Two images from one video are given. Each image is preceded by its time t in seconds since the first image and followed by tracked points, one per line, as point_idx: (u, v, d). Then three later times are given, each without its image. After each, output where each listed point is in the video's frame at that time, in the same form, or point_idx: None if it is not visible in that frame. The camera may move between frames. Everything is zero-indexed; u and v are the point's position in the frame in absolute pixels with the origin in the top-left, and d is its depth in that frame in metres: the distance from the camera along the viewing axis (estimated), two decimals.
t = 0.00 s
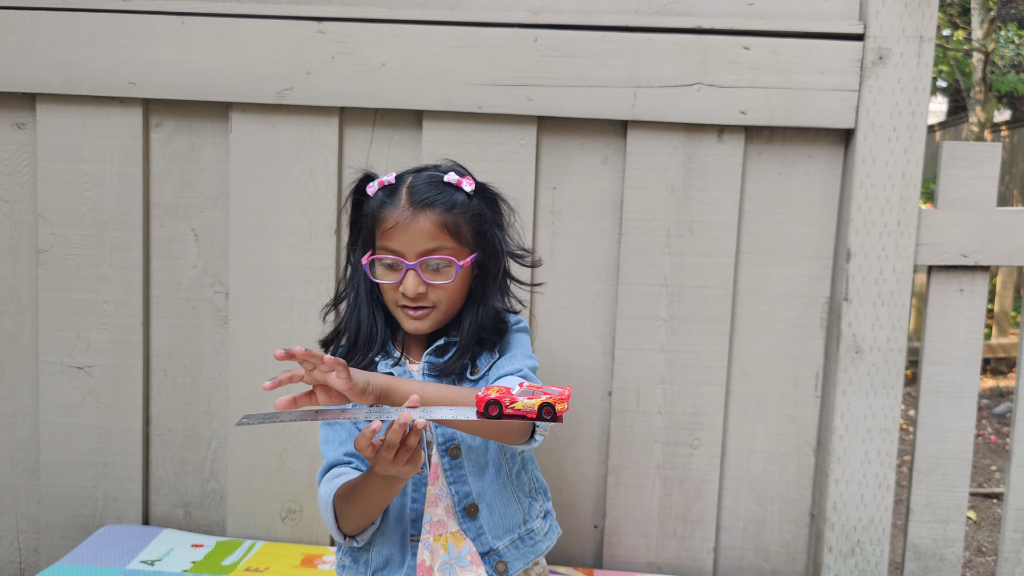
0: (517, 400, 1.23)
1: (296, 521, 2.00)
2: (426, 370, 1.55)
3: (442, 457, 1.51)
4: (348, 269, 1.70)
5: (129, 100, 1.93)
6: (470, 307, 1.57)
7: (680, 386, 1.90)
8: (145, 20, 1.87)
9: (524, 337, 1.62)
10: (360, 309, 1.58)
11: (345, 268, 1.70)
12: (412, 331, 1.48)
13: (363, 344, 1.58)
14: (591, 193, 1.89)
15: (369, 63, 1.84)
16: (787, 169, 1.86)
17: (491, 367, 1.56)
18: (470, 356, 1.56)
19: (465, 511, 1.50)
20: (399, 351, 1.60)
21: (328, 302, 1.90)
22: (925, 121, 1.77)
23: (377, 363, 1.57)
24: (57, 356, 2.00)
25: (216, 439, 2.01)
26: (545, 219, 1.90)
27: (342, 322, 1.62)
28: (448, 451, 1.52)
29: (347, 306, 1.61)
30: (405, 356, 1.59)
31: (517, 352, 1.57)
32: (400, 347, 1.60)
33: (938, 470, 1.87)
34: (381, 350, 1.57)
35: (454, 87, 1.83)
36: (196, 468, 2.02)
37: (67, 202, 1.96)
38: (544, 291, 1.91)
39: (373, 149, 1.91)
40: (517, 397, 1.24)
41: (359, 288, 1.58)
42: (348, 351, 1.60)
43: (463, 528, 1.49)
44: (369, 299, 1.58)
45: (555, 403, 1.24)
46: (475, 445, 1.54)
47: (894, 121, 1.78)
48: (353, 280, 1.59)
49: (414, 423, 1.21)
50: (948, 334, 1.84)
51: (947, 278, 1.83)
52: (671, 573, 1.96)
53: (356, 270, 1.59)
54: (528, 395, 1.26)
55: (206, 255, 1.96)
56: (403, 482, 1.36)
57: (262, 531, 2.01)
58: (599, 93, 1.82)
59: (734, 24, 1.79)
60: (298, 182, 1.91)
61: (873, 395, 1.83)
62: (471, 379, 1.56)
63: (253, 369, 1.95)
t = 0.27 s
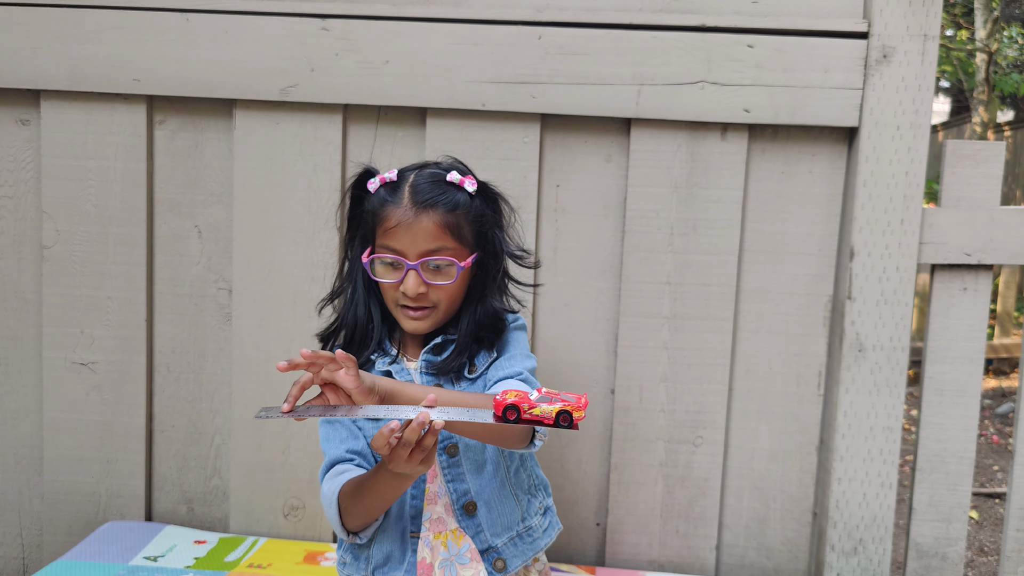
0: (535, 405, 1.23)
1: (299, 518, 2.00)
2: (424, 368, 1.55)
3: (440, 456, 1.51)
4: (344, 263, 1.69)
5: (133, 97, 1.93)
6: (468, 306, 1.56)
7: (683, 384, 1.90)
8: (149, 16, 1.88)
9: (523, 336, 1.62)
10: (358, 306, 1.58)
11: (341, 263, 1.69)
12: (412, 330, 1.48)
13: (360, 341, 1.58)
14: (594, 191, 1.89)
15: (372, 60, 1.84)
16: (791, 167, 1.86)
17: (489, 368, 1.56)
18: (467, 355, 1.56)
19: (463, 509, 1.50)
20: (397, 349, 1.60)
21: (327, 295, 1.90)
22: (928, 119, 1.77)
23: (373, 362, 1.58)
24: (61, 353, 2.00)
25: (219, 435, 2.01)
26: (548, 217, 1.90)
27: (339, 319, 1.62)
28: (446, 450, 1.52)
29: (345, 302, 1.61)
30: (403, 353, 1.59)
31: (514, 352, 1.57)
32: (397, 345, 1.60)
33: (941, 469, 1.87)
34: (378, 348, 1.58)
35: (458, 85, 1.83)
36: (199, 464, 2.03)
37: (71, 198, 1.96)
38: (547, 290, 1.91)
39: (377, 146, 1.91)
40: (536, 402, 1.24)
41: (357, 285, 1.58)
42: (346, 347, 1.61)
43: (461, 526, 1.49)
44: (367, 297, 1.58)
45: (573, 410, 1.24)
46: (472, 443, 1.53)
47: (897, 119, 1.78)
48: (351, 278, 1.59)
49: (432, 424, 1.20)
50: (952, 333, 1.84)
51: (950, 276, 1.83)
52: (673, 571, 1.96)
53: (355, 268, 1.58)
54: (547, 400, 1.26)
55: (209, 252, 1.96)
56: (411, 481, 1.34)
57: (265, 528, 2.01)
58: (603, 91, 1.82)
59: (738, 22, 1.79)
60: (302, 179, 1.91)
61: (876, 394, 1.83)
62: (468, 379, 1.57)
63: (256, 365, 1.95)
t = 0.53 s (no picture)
0: (545, 439, 1.23)
1: (301, 515, 2.00)
2: (426, 364, 1.55)
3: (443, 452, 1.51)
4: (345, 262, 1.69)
5: (136, 95, 1.93)
6: (471, 304, 1.57)
7: (685, 382, 1.90)
8: (152, 14, 1.88)
9: (523, 333, 1.63)
10: (363, 306, 1.57)
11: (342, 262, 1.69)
12: (417, 329, 1.48)
13: (366, 340, 1.59)
14: (596, 189, 1.89)
15: (375, 58, 1.85)
16: (793, 165, 1.86)
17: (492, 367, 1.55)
18: (469, 352, 1.56)
19: (466, 506, 1.50)
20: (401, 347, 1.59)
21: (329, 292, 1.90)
22: (931, 118, 1.77)
23: (377, 359, 1.57)
24: (64, 350, 2.00)
25: (222, 433, 2.01)
26: (551, 215, 1.90)
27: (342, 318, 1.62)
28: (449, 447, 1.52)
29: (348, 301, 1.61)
30: (406, 351, 1.59)
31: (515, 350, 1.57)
32: (400, 343, 1.60)
33: (943, 467, 1.87)
34: (382, 344, 1.58)
35: (461, 83, 1.83)
36: (201, 462, 2.03)
37: (74, 196, 1.97)
38: (549, 288, 1.91)
39: (379, 144, 1.91)
40: (546, 436, 1.23)
41: (360, 283, 1.58)
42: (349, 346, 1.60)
43: (463, 523, 1.49)
44: (372, 297, 1.58)
45: (580, 452, 1.24)
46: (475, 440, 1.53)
47: (900, 118, 1.78)
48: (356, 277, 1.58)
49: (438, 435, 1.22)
50: (954, 332, 1.84)
51: (953, 275, 1.83)
52: (675, 569, 1.96)
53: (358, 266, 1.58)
54: (558, 436, 1.25)
55: (212, 250, 1.97)
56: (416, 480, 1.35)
57: (267, 525, 2.01)
58: (606, 89, 1.82)
59: (741, 20, 1.79)
60: (304, 177, 1.91)
61: (878, 392, 1.84)
62: (471, 377, 1.56)
63: (259, 363, 1.96)
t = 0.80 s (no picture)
0: (621, 510, 1.33)
1: (303, 513, 2.00)
2: (427, 362, 1.55)
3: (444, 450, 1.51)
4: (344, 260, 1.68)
5: (137, 93, 1.93)
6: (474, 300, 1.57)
7: (686, 379, 1.90)
8: (153, 12, 1.88)
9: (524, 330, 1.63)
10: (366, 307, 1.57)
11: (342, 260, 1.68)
12: (425, 327, 1.48)
13: (368, 340, 1.59)
14: (597, 186, 1.89)
15: (376, 56, 1.85)
16: (794, 162, 1.85)
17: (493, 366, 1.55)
18: (470, 349, 1.56)
19: (467, 503, 1.50)
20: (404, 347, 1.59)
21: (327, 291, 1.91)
22: (933, 115, 1.77)
23: (379, 358, 1.57)
24: (66, 348, 2.01)
25: (223, 431, 2.01)
26: (552, 213, 1.90)
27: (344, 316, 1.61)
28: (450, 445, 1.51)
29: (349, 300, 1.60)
30: (409, 350, 1.58)
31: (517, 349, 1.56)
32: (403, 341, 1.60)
33: (944, 464, 1.87)
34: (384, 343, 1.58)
35: (462, 80, 1.83)
36: (203, 459, 2.03)
37: (76, 194, 1.97)
38: (550, 285, 1.91)
39: (380, 142, 1.91)
40: (625, 507, 1.33)
41: (363, 282, 1.57)
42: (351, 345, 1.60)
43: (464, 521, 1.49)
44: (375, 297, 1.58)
45: (636, 544, 1.32)
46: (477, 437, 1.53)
47: (902, 114, 1.78)
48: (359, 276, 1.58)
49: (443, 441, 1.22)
50: (956, 329, 1.84)
51: (955, 272, 1.82)
52: (676, 566, 1.97)
53: (361, 265, 1.58)
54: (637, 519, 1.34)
55: (213, 248, 1.97)
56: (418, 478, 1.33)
57: (269, 522, 2.01)
58: (607, 86, 1.82)
59: (742, 17, 1.79)
60: (305, 174, 1.91)
61: (879, 389, 1.83)
62: (472, 374, 1.56)
63: (261, 361, 1.96)
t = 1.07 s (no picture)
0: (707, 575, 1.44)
1: (306, 510, 2.01)
2: (430, 360, 1.55)
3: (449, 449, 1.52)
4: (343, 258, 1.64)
5: (139, 91, 1.93)
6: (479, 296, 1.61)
7: (688, 376, 1.90)
8: (155, 10, 1.88)
9: (528, 329, 1.64)
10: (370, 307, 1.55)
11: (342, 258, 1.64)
12: (436, 326, 1.49)
13: (371, 341, 1.57)
14: (599, 183, 1.89)
15: (377, 54, 1.84)
16: (796, 159, 1.85)
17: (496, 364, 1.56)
18: (474, 346, 1.56)
19: (470, 501, 1.51)
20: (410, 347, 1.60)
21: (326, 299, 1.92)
22: (935, 111, 1.76)
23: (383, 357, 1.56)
24: (68, 346, 2.01)
25: (226, 428, 2.02)
26: (554, 210, 1.90)
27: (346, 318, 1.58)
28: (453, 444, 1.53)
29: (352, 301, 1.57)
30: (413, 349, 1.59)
31: (520, 348, 1.57)
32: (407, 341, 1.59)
33: (946, 461, 1.87)
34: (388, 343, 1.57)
35: (463, 77, 1.83)
36: (206, 457, 2.03)
37: (78, 192, 1.97)
38: (553, 282, 1.91)
39: (382, 139, 1.91)
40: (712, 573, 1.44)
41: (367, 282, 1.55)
42: (351, 347, 1.57)
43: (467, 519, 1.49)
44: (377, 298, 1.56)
45: None
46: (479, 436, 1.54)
47: (904, 111, 1.78)
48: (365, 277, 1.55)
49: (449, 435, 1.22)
50: (958, 325, 1.83)
51: (957, 268, 1.82)
52: (679, 563, 1.97)
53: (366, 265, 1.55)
54: None
55: (215, 246, 1.97)
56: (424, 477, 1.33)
57: (272, 520, 2.02)
58: (608, 83, 1.81)
59: (743, 14, 1.79)
60: (307, 172, 1.91)
61: (882, 386, 1.83)
62: (476, 373, 1.56)
63: (263, 358, 1.96)
